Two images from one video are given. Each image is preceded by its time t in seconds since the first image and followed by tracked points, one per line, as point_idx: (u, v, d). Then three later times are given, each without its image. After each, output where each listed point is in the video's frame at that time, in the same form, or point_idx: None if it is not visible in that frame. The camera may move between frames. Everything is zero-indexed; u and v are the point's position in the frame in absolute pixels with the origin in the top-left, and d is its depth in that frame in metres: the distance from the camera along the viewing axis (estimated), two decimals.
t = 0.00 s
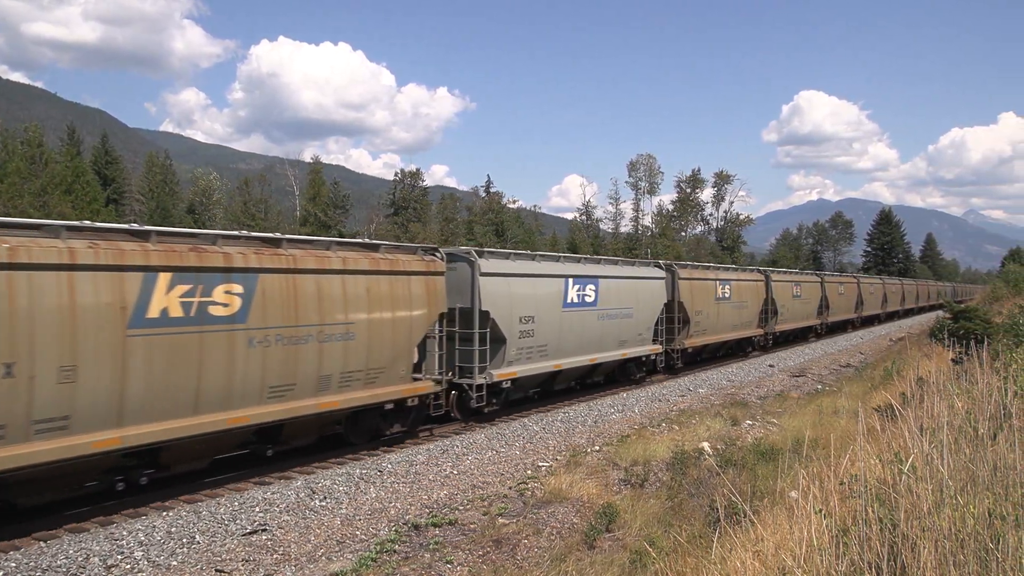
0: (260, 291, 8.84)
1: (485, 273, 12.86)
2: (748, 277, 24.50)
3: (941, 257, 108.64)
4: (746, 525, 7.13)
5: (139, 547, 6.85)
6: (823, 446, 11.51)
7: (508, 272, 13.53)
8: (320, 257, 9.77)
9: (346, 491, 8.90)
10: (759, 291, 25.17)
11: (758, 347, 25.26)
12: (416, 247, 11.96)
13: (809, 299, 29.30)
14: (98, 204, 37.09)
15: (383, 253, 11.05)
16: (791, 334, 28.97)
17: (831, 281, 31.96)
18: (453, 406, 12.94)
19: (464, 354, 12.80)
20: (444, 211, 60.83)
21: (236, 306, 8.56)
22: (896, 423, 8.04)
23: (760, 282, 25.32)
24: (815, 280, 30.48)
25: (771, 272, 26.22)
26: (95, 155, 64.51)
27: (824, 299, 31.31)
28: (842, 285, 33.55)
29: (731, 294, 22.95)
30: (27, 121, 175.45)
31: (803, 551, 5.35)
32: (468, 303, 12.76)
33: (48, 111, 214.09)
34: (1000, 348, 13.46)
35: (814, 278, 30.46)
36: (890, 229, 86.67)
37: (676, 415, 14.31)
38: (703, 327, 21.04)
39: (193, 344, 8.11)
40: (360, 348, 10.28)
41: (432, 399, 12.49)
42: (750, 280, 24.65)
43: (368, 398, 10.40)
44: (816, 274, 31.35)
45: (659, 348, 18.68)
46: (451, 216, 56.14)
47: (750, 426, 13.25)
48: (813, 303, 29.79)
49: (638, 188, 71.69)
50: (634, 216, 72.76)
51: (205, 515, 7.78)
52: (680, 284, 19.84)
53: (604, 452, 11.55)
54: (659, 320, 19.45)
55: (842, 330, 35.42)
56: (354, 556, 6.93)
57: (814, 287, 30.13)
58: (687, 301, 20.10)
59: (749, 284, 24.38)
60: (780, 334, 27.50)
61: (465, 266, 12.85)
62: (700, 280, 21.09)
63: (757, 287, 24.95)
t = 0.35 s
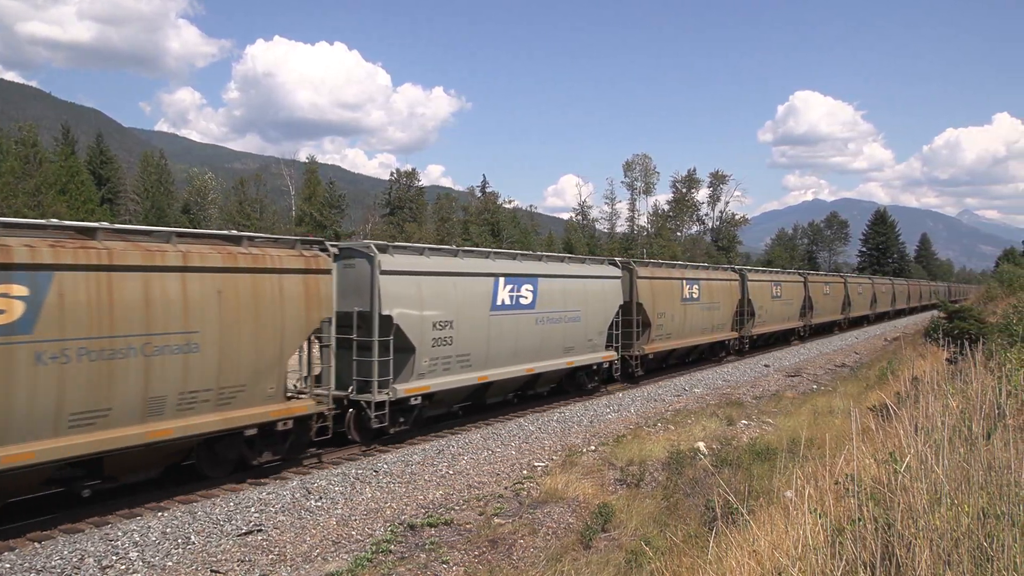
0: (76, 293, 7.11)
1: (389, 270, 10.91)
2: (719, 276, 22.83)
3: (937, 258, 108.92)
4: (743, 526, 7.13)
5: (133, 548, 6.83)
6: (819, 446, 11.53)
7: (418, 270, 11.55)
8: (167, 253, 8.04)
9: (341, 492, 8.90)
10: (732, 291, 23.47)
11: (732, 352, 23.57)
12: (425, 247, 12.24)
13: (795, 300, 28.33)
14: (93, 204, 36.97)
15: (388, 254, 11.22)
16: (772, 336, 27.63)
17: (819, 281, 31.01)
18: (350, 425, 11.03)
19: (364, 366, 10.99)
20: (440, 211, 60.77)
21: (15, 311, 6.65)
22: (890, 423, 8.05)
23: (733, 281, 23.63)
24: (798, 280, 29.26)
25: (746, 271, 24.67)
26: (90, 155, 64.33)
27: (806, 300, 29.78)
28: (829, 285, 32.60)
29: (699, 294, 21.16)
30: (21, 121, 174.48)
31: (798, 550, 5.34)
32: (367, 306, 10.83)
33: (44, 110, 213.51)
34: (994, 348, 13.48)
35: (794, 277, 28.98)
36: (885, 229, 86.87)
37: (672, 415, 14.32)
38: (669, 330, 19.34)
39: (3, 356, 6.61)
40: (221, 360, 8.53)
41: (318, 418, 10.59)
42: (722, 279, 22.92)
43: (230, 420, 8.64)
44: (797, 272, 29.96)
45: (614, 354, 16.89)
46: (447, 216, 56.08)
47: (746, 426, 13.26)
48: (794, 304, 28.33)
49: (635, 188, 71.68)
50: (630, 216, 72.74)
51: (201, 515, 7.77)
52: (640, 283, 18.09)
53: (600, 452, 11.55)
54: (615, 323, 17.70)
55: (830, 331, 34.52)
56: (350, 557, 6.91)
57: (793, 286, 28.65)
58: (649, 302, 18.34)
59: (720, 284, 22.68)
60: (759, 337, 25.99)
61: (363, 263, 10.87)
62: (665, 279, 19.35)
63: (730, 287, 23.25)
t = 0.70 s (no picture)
0: None
1: (256, 265, 8.94)
2: (692, 276, 20.96)
3: (936, 258, 108.97)
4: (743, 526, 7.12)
5: (133, 548, 6.83)
6: (819, 446, 11.54)
7: (320, 267, 9.83)
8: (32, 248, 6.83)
9: (341, 492, 8.89)
10: (707, 292, 21.57)
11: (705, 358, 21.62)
12: (438, 247, 12.33)
13: (781, 301, 26.87)
14: (92, 204, 37.03)
15: (397, 257, 11.29)
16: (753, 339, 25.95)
17: (807, 280, 29.65)
18: (209, 453, 9.03)
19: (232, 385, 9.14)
20: (439, 211, 60.83)
21: None
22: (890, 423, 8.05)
23: (708, 281, 21.76)
24: (782, 279, 27.68)
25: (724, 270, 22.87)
26: (89, 155, 64.42)
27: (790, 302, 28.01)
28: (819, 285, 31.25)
29: (665, 296, 19.23)
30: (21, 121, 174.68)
31: (798, 550, 5.33)
32: (230, 311, 8.86)
33: (43, 110, 213.59)
34: (994, 348, 13.49)
35: (777, 277, 27.19)
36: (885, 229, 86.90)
37: (672, 415, 14.32)
38: (631, 336, 17.51)
39: None
40: (98, 374, 7.36)
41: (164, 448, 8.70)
42: (695, 280, 21.03)
43: (59, 449, 7.03)
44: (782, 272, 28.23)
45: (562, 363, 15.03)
46: (447, 216, 56.09)
47: (746, 426, 13.27)
48: (777, 305, 26.57)
49: (634, 188, 71.66)
50: (630, 215, 72.75)
51: (200, 515, 7.77)
52: (596, 283, 16.18)
53: (600, 451, 11.56)
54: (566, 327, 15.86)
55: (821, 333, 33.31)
56: (350, 557, 6.91)
57: (777, 287, 26.87)
58: (608, 305, 16.47)
59: (693, 285, 20.80)
60: (739, 341, 24.30)
61: (227, 259, 8.95)
62: (627, 279, 17.43)
63: (704, 288, 21.38)
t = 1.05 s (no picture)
0: None
1: (60, 259, 6.98)
2: (664, 276, 19.08)
3: (941, 258, 108.66)
4: (748, 526, 7.10)
5: (138, 547, 6.84)
6: (824, 446, 11.52)
7: (292, 265, 9.31)
8: None
9: (345, 491, 8.90)
10: (681, 294, 19.73)
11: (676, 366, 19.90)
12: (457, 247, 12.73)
13: (768, 301, 25.26)
14: (97, 203, 37.13)
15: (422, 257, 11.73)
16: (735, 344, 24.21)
17: (798, 280, 28.19)
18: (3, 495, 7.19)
19: (49, 410, 7.20)
20: (443, 211, 60.88)
21: None
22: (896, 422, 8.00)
23: (682, 282, 19.92)
24: (769, 279, 25.99)
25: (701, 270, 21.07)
26: (94, 156, 64.61)
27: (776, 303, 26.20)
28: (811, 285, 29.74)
29: (629, 298, 17.35)
30: (25, 121, 175.00)
31: (802, 551, 5.31)
32: (28, 316, 6.85)
33: (48, 111, 214.30)
34: (999, 348, 13.46)
35: (762, 277, 25.41)
36: (889, 229, 86.75)
37: (675, 415, 14.30)
38: (588, 342, 15.69)
39: None
40: None
41: None
42: (667, 280, 19.17)
43: None
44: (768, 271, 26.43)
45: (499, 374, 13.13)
46: (450, 216, 56.10)
47: (750, 426, 13.24)
48: (761, 307, 24.74)
49: (638, 188, 71.55)
50: (634, 215, 72.67)
51: (205, 515, 7.77)
52: (543, 283, 14.32)
53: (604, 452, 11.54)
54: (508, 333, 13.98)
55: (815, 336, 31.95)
56: (354, 557, 6.91)
57: (763, 288, 25.08)
58: (557, 307, 14.62)
59: (664, 287, 18.96)
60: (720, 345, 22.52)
61: (27, 254, 7.05)
62: (581, 279, 15.57)
63: (677, 289, 19.57)
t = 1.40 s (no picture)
0: None
1: None
2: (625, 277, 17.36)
3: (942, 258, 108.61)
4: (749, 526, 7.09)
5: (138, 547, 6.84)
6: (824, 446, 11.52)
7: (311, 267, 9.55)
8: None
9: (345, 491, 8.90)
10: (645, 296, 18.03)
11: (640, 373, 18.29)
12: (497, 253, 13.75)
13: (747, 302, 23.74)
14: (97, 203, 37.11)
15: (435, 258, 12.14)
16: (711, 349, 22.55)
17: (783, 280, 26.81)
18: None
19: None
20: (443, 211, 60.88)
21: None
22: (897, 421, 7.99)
23: (646, 283, 18.23)
24: (749, 279, 24.41)
25: (670, 269, 19.42)
26: (94, 156, 64.61)
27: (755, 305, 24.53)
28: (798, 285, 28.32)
29: (580, 299, 15.56)
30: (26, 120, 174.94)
31: (802, 551, 5.31)
32: None
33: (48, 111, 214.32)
34: (1000, 348, 13.46)
35: (740, 277, 23.77)
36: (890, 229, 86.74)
37: (675, 415, 14.29)
38: (528, 349, 13.96)
39: None
40: None
41: None
42: (627, 281, 17.44)
43: None
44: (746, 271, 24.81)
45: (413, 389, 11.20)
46: (450, 216, 56.06)
47: (750, 426, 13.24)
48: (737, 310, 23.12)
49: (638, 188, 71.50)
50: (634, 215, 72.64)
51: (205, 515, 7.77)
52: (469, 281, 12.54)
53: (604, 452, 11.54)
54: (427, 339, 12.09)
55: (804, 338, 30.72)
56: (354, 557, 6.91)
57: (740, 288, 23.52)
58: (488, 311, 12.85)
59: (624, 288, 17.22)
60: (691, 350, 20.84)
61: None
62: (519, 278, 13.81)
63: (640, 291, 17.90)
